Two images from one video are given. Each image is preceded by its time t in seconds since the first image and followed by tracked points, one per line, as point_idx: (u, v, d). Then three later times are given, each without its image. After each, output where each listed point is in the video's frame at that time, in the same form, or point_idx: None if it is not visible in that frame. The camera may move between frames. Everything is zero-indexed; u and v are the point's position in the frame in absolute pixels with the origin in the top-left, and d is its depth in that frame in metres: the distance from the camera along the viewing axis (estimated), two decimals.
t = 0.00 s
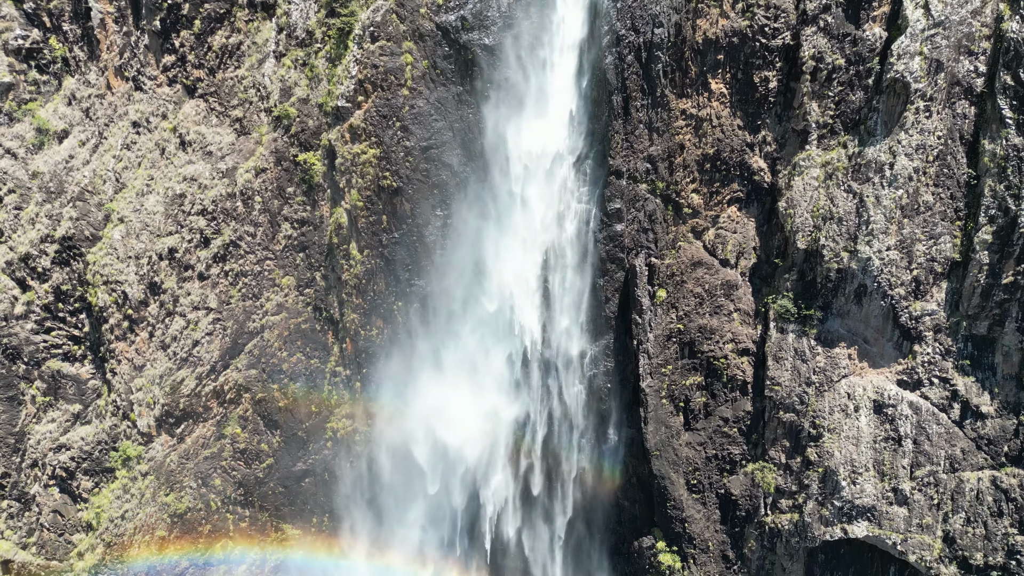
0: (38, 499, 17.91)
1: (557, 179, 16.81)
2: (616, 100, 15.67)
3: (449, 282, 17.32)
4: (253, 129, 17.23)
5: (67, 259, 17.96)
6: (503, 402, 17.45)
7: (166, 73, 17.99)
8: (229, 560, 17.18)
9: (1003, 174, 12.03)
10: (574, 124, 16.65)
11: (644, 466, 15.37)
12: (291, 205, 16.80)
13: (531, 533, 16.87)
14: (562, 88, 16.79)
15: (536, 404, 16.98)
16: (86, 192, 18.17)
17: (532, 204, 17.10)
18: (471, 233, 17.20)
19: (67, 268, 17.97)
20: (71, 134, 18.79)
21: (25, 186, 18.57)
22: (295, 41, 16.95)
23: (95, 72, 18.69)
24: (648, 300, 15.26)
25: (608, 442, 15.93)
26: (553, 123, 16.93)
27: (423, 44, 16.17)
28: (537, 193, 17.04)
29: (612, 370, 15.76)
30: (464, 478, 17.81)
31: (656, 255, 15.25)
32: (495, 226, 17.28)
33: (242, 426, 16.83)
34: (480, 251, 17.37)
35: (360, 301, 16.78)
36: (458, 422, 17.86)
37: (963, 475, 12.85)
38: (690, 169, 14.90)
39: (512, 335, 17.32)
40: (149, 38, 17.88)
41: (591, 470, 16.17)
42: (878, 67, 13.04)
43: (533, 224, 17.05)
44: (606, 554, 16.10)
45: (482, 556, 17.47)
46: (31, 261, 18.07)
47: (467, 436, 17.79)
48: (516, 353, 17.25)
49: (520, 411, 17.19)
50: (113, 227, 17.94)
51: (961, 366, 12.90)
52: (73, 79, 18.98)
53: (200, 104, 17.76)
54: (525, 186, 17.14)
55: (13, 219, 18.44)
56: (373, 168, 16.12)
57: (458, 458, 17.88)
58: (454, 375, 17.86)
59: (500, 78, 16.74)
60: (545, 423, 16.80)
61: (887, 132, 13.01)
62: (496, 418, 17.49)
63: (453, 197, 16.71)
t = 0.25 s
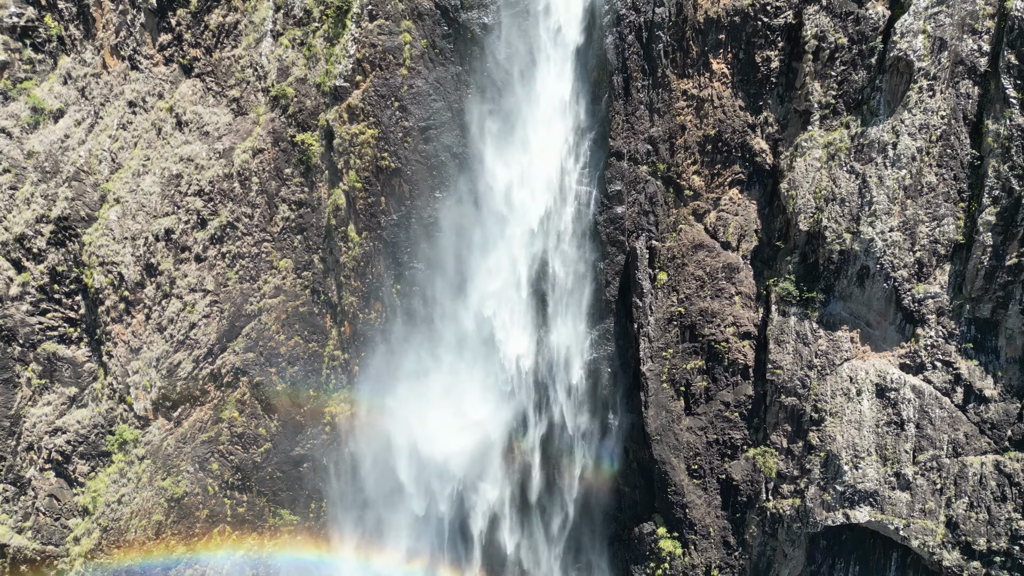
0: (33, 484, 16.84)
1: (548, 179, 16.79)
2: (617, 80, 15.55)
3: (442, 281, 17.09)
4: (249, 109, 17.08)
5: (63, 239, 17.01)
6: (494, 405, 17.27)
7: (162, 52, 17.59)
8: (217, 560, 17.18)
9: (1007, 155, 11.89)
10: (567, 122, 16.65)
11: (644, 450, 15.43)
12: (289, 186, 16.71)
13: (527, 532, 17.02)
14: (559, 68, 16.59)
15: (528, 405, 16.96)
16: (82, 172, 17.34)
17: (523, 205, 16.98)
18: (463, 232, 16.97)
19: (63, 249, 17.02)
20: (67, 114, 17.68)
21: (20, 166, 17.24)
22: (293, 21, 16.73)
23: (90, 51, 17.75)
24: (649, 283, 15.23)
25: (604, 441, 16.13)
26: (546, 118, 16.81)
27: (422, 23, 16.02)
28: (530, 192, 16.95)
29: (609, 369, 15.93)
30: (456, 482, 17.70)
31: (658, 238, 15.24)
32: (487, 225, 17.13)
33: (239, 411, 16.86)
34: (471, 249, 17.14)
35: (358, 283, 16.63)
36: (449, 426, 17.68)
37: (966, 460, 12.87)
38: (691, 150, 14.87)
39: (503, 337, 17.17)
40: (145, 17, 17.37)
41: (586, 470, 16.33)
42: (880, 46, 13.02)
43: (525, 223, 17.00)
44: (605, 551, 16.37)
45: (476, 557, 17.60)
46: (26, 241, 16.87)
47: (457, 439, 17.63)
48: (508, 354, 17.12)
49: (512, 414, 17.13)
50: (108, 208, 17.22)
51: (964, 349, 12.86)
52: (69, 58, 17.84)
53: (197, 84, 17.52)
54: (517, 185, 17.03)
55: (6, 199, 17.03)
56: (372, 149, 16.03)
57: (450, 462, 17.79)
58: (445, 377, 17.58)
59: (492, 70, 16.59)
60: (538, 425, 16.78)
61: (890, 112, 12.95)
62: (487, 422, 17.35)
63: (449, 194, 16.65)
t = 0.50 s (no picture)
0: (31, 448, 16.41)
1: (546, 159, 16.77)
2: (618, 41, 15.22)
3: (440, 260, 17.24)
4: (244, 71, 16.72)
5: (58, 201, 16.39)
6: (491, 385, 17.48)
7: (156, 11, 16.89)
8: (194, 541, 16.95)
9: (1014, 117, 12.09)
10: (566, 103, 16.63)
11: (644, 417, 15.52)
12: (285, 149, 16.47)
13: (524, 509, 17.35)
14: (560, 32, 16.48)
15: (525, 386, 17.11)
16: (76, 134, 16.66)
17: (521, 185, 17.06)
18: (462, 210, 17.00)
19: (58, 211, 16.42)
20: (60, 74, 16.96)
21: (12, 127, 16.41)
22: None
23: (83, 11, 16.97)
24: (649, 249, 15.12)
25: (599, 420, 16.36)
26: (547, 82, 16.70)
27: None
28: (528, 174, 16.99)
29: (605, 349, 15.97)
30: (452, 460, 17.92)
31: (659, 204, 15.16)
32: (483, 206, 17.15)
33: (238, 376, 16.72)
34: (469, 229, 17.15)
35: (356, 250, 16.64)
36: (446, 404, 17.93)
37: (967, 425, 13.80)
38: (694, 113, 14.85)
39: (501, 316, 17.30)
40: None
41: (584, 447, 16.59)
42: (886, 5, 12.86)
43: (523, 203, 17.04)
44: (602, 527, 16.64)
45: (475, 529, 17.84)
46: (20, 204, 16.17)
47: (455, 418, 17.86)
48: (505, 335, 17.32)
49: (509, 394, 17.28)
50: (103, 169, 16.65)
51: (967, 315, 13.46)
52: (61, 17, 17.02)
53: (191, 45, 16.96)
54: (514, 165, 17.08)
55: None
56: (369, 111, 15.82)
57: (446, 440, 18.01)
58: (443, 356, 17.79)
59: (491, 31, 16.34)
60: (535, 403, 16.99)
61: (896, 73, 12.92)
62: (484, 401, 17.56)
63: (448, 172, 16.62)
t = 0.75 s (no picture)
0: (33, 372, 14.67)
1: (537, 105, 16.45)
2: None
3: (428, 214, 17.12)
4: None
5: (46, 121, 14.48)
6: (484, 334, 17.50)
7: None
8: (187, 483, 15.61)
9: None
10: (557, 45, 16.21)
11: (644, 343, 15.57)
12: (279, 69, 15.37)
13: (521, 449, 17.84)
14: None
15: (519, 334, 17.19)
16: (62, 51, 14.77)
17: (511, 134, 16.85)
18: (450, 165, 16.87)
19: (46, 132, 14.49)
20: None
21: None
22: None
23: None
24: (651, 173, 14.81)
25: (594, 362, 16.66)
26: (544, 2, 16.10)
27: None
28: (518, 123, 16.76)
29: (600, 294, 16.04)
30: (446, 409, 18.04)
31: (662, 126, 14.82)
32: (478, 136, 16.91)
33: (236, 302, 15.56)
34: (458, 182, 17.07)
35: (353, 172, 15.95)
36: (438, 355, 17.91)
37: (966, 350, 13.90)
38: (699, 31, 14.49)
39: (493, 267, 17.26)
40: None
41: (583, 382, 16.93)
42: None
43: (513, 153, 16.89)
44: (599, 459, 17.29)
45: (475, 460, 18.17)
46: (4, 123, 14.18)
47: (447, 368, 17.88)
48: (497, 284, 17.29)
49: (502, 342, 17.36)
50: (92, 89, 14.89)
51: (971, 240, 13.50)
52: None
53: None
54: (503, 115, 16.82)
55: None
56: (364, 27, 15.13)
57: (442, 381, 18.02)
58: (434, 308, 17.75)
59: None
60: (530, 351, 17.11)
61: None
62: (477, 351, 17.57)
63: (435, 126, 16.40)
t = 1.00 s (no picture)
0: (29, 316, 14.29)
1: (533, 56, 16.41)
2: None
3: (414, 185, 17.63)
4: None
5: (33, 56, 13.30)
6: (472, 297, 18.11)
7: None
8: (173, 441, 15.21)
9: None
10: (535, 8, 16.22)
11: (643, 288, 15.57)
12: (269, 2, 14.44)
13: (513, 405, 18.31)
14: None
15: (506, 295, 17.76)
16: None
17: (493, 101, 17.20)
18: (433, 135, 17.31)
19: (34, 68, 13.36)
20: None
21: None
22: None
23: None
24: (654, 113, 14.63)
25: (585, 315, 17.06)
26: None
27: None
28: (501, 88, 17.02)
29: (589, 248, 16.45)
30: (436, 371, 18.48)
31: (666, 64, 14.70)
32: (475, 91, 17.18)
33: (233, 246, 15.05)
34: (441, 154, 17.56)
35: (349, 113, 15.90)
36: (427, 319, 18.45)
37: (969, 294, 13.78)
38: None
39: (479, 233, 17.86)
40: None
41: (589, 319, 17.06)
42: None
43: (496, 120, 17.30)
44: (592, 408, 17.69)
45: (474, 412, 18.38)
46: None
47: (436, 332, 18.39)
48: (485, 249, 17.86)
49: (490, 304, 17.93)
50: (77, 22, 13.65)
51: (978, 181, 13.27)
52: None
53: None
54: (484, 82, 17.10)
55: None
56: None
57: (442, 333, 18.39)
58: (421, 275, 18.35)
59: None
60: (518, 309, 17.68)
61: None
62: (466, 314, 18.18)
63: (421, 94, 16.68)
